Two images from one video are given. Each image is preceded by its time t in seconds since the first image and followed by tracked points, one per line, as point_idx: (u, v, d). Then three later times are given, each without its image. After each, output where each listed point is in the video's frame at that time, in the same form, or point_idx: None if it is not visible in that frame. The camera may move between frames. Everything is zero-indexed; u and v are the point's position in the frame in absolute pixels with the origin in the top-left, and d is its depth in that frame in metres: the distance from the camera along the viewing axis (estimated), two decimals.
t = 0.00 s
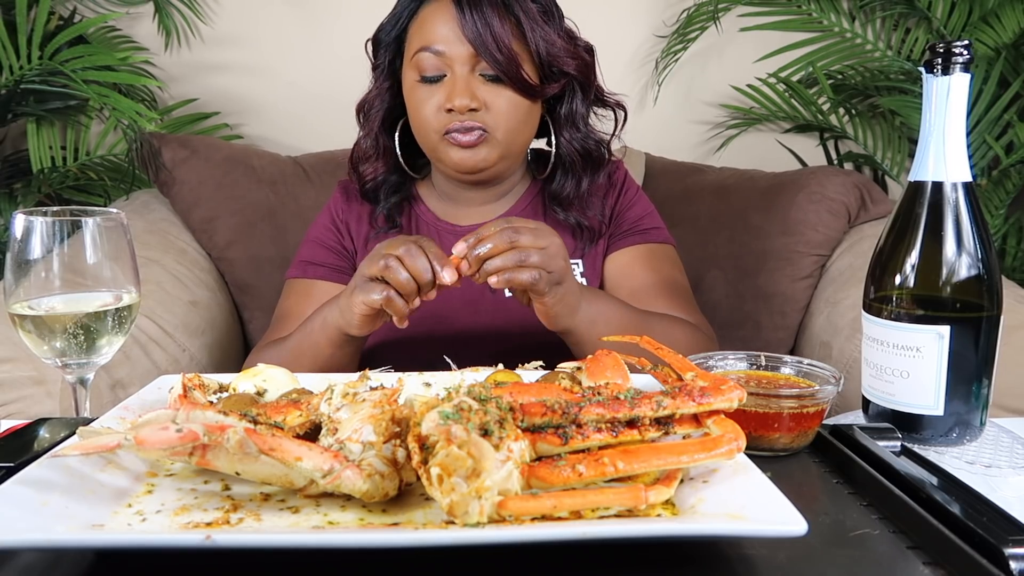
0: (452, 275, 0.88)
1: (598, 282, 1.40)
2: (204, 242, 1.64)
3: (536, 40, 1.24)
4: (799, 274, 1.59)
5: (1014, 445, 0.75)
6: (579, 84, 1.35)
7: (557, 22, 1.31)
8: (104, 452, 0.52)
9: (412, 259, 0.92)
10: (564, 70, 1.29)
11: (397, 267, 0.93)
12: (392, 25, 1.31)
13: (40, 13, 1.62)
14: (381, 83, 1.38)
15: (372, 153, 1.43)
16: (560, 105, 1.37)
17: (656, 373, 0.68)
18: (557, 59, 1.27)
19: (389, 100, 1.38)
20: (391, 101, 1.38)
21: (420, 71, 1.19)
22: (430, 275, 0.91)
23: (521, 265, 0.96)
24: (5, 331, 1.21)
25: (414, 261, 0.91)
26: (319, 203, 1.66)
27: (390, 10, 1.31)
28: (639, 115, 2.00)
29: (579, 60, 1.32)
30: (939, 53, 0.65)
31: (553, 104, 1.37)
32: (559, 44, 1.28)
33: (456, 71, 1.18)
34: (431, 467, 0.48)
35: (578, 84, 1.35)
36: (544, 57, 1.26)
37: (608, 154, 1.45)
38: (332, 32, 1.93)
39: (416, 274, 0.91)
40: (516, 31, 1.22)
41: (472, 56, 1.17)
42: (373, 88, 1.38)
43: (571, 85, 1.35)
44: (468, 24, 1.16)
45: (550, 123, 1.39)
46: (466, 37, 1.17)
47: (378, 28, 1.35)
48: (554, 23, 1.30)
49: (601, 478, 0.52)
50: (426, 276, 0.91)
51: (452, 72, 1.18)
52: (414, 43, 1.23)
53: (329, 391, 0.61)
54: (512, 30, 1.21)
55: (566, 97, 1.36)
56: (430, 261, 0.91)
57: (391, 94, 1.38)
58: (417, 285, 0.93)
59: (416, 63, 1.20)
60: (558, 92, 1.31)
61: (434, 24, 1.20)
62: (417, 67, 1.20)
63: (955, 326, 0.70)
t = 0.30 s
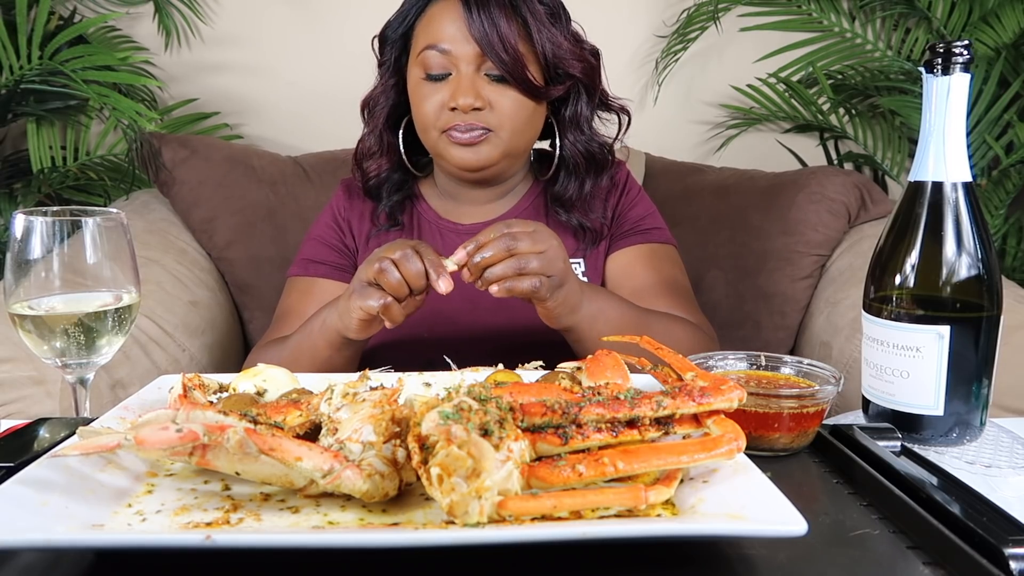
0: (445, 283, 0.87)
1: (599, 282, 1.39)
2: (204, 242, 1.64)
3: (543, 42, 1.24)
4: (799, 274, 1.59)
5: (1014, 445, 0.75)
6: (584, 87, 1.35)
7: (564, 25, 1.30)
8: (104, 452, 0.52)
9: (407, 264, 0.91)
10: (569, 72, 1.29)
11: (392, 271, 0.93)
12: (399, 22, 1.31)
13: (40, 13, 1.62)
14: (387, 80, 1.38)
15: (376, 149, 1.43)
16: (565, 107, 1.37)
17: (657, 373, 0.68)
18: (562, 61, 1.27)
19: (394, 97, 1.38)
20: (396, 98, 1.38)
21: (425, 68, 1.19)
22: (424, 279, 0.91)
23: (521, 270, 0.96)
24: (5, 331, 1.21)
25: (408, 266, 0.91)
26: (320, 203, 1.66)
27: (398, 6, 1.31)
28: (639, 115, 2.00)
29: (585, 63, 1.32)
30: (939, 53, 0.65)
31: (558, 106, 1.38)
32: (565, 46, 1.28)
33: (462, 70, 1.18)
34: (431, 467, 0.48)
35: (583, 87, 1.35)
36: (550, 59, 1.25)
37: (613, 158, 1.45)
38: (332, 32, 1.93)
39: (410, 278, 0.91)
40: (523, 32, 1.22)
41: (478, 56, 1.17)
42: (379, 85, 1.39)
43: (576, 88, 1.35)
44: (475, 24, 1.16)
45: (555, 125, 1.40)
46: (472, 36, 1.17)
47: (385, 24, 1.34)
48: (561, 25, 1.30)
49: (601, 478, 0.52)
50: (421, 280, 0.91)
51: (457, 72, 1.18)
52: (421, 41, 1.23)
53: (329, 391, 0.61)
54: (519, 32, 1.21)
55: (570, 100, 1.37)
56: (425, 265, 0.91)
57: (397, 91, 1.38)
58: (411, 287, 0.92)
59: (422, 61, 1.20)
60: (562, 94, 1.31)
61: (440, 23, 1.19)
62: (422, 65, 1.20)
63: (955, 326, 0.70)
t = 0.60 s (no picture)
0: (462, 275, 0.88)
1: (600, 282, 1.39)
2: (204, 242, 1.64)
3: (550, 43, 1.24)
4: (799, 273, 1.59)
5: (1014, 445, 0.75)
6: (588, 90, 1.35)
7: (570, 27, 1.31)
8: (104, 453, 0.52)
9: (417, 264, 0.92)
10: (574, 75, 1.29)
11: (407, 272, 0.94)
12: (406, 20, 1.30)
13: (40, 13, 1.62)
14: (392, 78, 1.37)
15: (380, 148, 1.43)
16: (569, 109, 1.37)
17: (657, 373, 0.68)
18: (569, 64, 1.27)
19: (399, 96, 1.38)
20: (401, 97, 1.38)
21: (431, 67, 1.19)
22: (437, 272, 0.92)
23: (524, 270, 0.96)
24: (5, 331, 1.21)
25: (418, 265, 0.92)
26: (319, 203, 1.65)
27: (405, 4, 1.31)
28: (639, 115, 2.00)
29: (590, 66, 1.32)
30: (939, 53, 0.65)
31: (562, 109, 1.37)
32: (572, 48, 1.28)
33: (468, 70, 1.18)
34: (431, 467, 0.48)
35: (588, 90, 1.35)
36: (556, 61, 1.26)
37: (616, 159, 1.44)
38: (332, 32, 1.93)
39: (423, 276, 0.92)
40: (530, 33, 1.22)
41: (485, 57, 1.17)
42: (384, 84, 1.38)
43: (581, 91, 1.35)
44: (484, 24, 1.16)
45: (558, 127, 1.39)
46: (479, 36, 1.17)
47: (390, 22, 1.34)
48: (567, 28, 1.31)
49: (601, 478, 0.52)
50: (434, 275, 0.92)
51: (464, 72, 1.18)
52: (427, 41, 1.22)
53: (329, 391, 0.61)
54: (527, 33, 1.21)
55: (575, 103, 1.36)
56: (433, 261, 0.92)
57: (402, 89, 1.38)
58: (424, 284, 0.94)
59: (428, 60, 1.20)
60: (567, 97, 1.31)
61: (448, 22, 1.20)
62: (428, 64, 1.19)
63: (955, 326, 0.70)
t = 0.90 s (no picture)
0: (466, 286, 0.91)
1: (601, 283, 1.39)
2: (204, 242, 1.64)
3: (554, 46, 1.24)
4: (799, 273, 1.59)
5: (1014, 445, 0.75)
6: (592, 93, 1.35)
7: (575, 29, 1.30)
8: (104, 452, 0.52)
9: (424, 277, 0.95)
10: (578, 78, 1.29)
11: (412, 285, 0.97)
12: (409, 19, 1.30)
13: (40, 13, 1.62)
14: (395, 77, 1.37)
15: (382, 146, 1.42)
16: (572, 112, 1.37)
17: (657, 373, 0.68)
18: (572, 67, 1.27)
19: (402, 95, 1.38)
20: (403, 96, 1.38)
21: (434, 67, 1.19)
22: (443, 286, 0.96)
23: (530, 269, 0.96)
24: (5, 331, 1.21)
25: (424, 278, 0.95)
26: (319, 203, 1.65)
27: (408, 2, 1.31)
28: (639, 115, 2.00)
29: (594, 69, 1.32)
30: (939, 53, 0.65)
31: (565, 110, 1.38)
32: (576, 51, 1.28)
33: (472, 70, 1.18)
34: (431, 467, 0.48)
35: (591, 93, 1.35)
36: (559, 64, 1.26)
37: (618, 163, 1.45)
38: (332, 32, 1.93)
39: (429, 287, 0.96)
40: (534, 36, 1.22)
41: (489, 58, 1.17)
42: (386, 82, 1.38)
43: (585, 93, 1.35)
44: (488, 26, 1.16)
45: (561, 128, 1.40)
46: (484, 38, 1.17)
47: (393, 20, 1.34)
48: (572, 29, 1.30)
49: (601, 478, 0.52)
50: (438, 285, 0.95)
51: (467, 72, 1.18)
52: (431, 41, 1.22)
53: (329, 391, 0.61)
54: (531, 35, 1.21)
55: (578, 105, 1.37)
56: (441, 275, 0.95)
57: (404, 88, 1.37)
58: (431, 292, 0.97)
59: (432, 60, 1.19)
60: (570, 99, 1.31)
61: (452, 23, 1.19)
62: (431, 64, 1.19)
63: (955, 326, 0.70)
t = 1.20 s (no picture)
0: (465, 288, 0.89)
1: (601, 284, 1.40)
2: (204, 242, 1.64)
3: (556, 47, 1.24)
4: (799, 273, 1.59)
5: (1014, 445, 0.75)
6: (594, 96, 1.35)
7: (577, 31, 1.30)
8: (105, 452, 0.52)
9: (424, 283, 0.95)
10: (580, 80, 1.29)
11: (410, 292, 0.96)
12: (413, 18, 1.30)
13: (40, 13, 1.62)
14: (397, 77, 1.37)
15: (384, 146, 1.42)
16: (573, 114, 1.37)
17: (657, 373, 0.68)
18: (574, 69, 1.27)
19: (404, 95, 1.38)
20: (406, 96, 1.38)
21: (435, 68, 1.19)
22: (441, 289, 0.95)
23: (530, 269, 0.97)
24: (6, 331, 1.21)
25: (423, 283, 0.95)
26: (319, 203, 1.65)
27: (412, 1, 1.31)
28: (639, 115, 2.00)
29: (596, 71, 1.32)
30: (939, 53, 0.65)
31: (566, 113, 1.38)
32: (578, 53, 1.28)
33: (473, 71, 1.18)
34: (431, 467, 0.48)
35: (592, 95, 1.35)
36: (561, 66, 1.26)
37: (620, 165, 1.45)
38: (332, 32, 1.93)
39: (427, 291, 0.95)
40: (537, 37, 1.22)
41: (491, 59, 1.17)
42: (389, 82, 1.38)
43: (586, 96, 1.35)
44: (491, 26, 1.16)
45: (563, 130, 1.40)
46: (486, 38, 1.17)
47: (397, 20, 1.34)
48: (574, 31, 1.30)
49: (601, 478, 0.52)
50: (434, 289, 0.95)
51: (469, 73, 1.18)
52: (433, 40, 1.22)
53: (329, 391, 0.61)
54: (534, 36, 1.21)
55: (579, 107, 1.37)
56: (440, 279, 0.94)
57: (407, 88, 1.37)
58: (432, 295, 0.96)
59: (434, 60, 1.19)
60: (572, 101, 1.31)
61: (454, 23, 1.19)
62: (432, 64, 1.19)
63: (955, 326, 0.70)
